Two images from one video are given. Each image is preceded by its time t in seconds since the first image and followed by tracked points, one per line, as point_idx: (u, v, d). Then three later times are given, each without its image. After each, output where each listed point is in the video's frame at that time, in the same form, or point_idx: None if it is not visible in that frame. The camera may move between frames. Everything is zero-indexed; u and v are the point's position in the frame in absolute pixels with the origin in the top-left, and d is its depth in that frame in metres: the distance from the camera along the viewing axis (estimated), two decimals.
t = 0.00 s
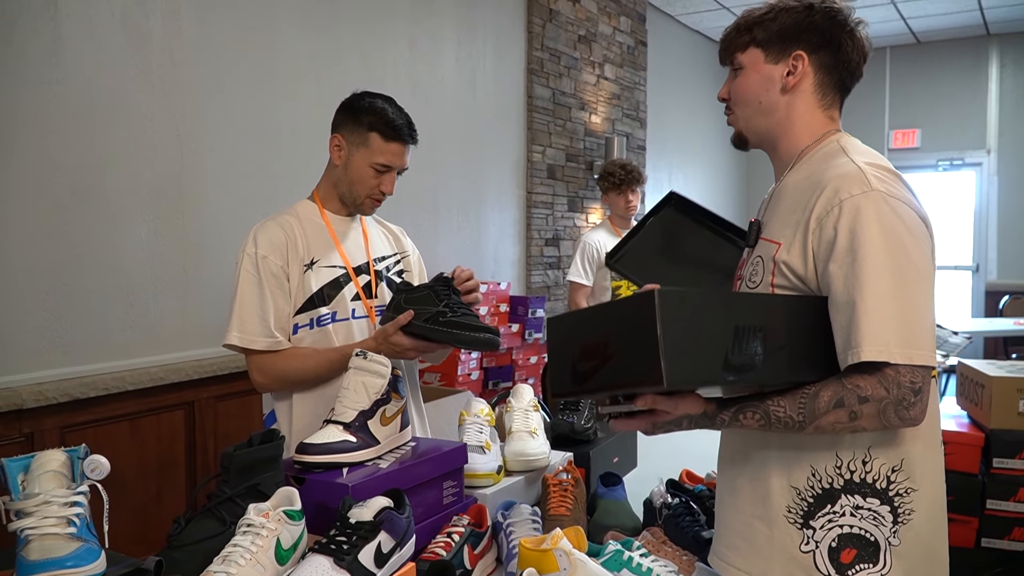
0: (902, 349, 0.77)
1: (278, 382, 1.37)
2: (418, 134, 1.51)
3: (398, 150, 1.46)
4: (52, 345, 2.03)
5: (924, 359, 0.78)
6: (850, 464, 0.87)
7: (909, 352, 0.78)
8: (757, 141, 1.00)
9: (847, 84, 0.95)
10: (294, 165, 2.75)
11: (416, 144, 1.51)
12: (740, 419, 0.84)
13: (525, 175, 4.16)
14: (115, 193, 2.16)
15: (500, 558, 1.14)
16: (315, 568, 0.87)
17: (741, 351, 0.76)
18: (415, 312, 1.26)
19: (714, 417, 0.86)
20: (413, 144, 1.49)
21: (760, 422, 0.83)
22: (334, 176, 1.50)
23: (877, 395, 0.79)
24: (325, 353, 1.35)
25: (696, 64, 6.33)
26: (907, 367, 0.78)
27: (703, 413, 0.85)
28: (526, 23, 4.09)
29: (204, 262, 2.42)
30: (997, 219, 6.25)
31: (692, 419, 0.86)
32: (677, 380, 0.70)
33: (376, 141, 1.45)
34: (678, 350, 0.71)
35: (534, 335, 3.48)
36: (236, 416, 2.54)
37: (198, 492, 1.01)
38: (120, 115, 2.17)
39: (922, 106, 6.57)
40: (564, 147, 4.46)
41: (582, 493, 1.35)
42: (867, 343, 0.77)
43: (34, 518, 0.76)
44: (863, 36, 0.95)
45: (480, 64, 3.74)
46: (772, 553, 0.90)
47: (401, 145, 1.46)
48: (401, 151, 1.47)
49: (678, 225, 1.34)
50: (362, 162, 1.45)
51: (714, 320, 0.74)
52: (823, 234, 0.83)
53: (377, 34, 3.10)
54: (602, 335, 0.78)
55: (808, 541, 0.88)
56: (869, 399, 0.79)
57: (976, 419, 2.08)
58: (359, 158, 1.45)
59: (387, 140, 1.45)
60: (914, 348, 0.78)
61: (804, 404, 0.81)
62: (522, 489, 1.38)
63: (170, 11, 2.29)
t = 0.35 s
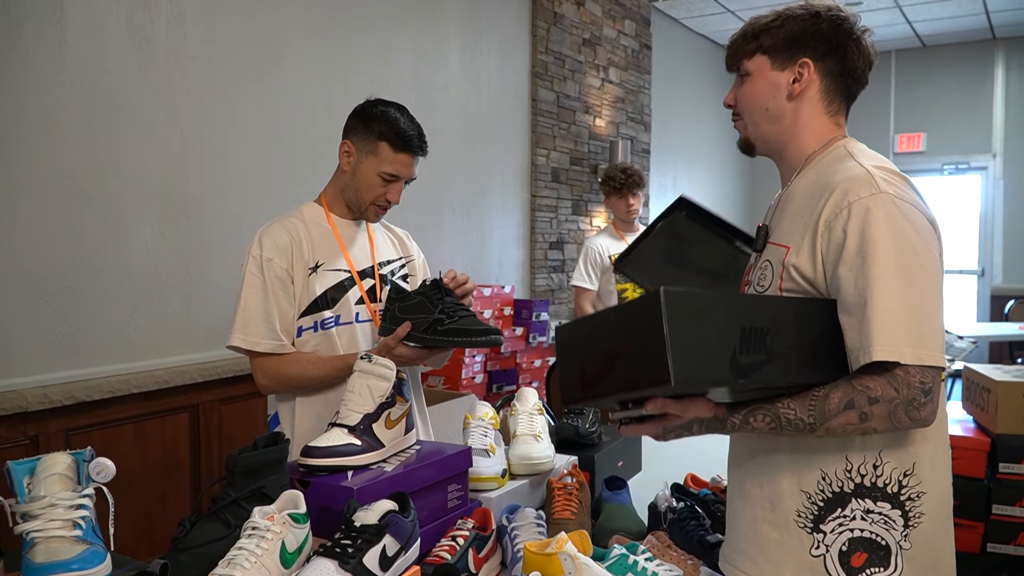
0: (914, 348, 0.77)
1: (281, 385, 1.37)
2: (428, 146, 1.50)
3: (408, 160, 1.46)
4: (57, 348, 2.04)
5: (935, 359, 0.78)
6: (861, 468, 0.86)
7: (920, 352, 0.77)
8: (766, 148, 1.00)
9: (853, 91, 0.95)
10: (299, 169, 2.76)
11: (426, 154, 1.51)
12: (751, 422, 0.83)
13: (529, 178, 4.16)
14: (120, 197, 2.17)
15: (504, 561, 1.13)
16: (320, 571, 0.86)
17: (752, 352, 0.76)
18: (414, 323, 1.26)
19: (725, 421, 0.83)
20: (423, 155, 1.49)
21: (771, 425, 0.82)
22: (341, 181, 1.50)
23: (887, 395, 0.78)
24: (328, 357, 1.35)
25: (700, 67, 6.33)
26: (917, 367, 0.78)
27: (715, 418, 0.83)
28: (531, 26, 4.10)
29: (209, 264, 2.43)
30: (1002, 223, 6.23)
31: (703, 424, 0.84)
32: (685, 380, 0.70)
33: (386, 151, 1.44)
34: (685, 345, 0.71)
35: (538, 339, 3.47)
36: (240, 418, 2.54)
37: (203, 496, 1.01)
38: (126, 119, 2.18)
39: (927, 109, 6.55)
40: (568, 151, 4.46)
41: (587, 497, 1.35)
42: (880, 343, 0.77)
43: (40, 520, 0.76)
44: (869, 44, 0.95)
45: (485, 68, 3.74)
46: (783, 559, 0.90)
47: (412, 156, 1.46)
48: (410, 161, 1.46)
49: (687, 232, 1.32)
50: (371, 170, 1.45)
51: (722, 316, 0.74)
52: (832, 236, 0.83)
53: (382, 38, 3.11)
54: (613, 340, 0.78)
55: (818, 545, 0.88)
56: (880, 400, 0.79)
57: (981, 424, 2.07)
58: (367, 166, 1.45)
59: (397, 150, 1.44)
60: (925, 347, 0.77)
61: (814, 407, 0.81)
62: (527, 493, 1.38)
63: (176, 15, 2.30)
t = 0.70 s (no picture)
0: (931, 348, 0.76)
1: (285, 382, 1.37)
2: (431, 146, 1.50)
3: (410, 161, 1.46)
4: (63, 343, 2.05)
5: (952, 359, 0.77)
6: (876, 468, 0.86)
7: (936, 352, 0.77)
8: (779, 148, 0.99)
9: (865, 85, 0.94)
10: (305, 166, 2.76)
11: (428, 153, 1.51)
12: (766, 427, 0.85)
13: (535, 176, 4.15)
14: (126, 193, 2.18)
15: (509, 558, 1.14)
16: (323, 566, 0.87)
17: (765, 362, 0.76)
18: (420, 321, 1.25)
19: (739, 428, 0.86)
20: (425, 155, 1.49)
21: (787, 430, 0.83)
22: (342, 178, 1.50)
23: (902, 396, 0.78)
24: (333, 355, 1.35)
25: (707, 65, 6.31)
26: (933, 368, 0.77)
27: (731, 424, 0.86)
28: (537, 24, 4.09)
29: (215, 261, 2.44)
30: (1010, 224, 6.19)
31: (720, 431, 0.86)
32: (700, 398, 0.70)
33: (388, 150, 1.44)
34: (698, 364, 0.71)
35: (542, 337, 3.47)
36: (245, 415, 2.54)
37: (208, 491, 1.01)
38: (132, 115, 2.18)
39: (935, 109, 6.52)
40: (574, 149, 4.46)
41: (591, 495, 1.34)
42: (898, 342, 0.76)
43: (44, 513, 0.77)
44: (879, 39, 0.94)
45: (491, 65, 3.74)
46: (797, 557, 0.90)
47: (413, 157, 1.46)
48: (412, 162, 1.46)
49: (674, 247, 1.35)
50: (372, 169, 1.45)
51: (735, 329, 0.73)
52: (848, 235, 0.83)
53: (388, 36, 3.11)
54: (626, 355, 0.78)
55: (832, 544, 0.87)
56: (895, 402, 0.78)
57: (988, 426, 2.06)
58: (369, 165, 1.45)
59: (399, 151, 1.44)
60: (942, 346, 0.77)
61: (829, 412, 0.81)
62: (531, 490, 1.38)
63: (183, 12, 2.31)
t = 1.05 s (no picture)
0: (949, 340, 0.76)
1: (290, 373, 1.38)
2: (435, 140, 1.50)
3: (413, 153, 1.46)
4: (72, 334, 2.06)
5: (968, 353, 0.76)
6: (892, 464, 0.85)
7: (953, 346, 0.76)
8: (792, 136, 0.98)
9: (881, 73, 0.92)
10: (312, 157, 2.76)
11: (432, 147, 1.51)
12: (783, 414, 0.81)
13: (542, 167, 4.14)
14: (134, 184, 2.18)
15: (515, 548, 1.14)
16: (330, 554, 0.87)
17: (804, 352, 0.75)
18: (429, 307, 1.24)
19: (756, 413, 0.82)
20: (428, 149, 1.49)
21: (805, 417, 0.80)
22: (345, 168, 1.49)
23: (925, 387, 0.77)
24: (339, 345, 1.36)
25: (716, 55, 6.26)
26: (951, 360, 0.77)
27: (748, 409, 0.81)
28: (545, 14, 4.06)
29: (223, 253, 2.44)
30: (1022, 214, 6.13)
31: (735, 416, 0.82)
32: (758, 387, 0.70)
33: (392, 142, 1.43)
34: (756, 348, 0.70)
35: (550, 328, 3.47)
36: (254, 405, 2.56)
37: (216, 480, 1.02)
38: (140, 106, 2.19)
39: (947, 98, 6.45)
40: (581, 140, 4.44)
41: (598, 485, 1.34)
42: (918, 334, 0.75)
43: (54, 501, 0.77)
44: (895, 26, 0.92)
45: (498, 56, 3.72)
46: (812, 556, 0.89)
47: (417, 150, 1.46)
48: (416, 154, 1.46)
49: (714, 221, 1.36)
50: (375, 160, 1.45)
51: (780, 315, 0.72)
52: (868, 224, 0.82)
53: (395, 27, 3.10)
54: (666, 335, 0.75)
55: (848, 542, 0.87)
56: (918, 392, 0.77)
57: (999, 417, 2.04)
58: (372, 156, 1.45)
59: (403, 143, 1.44)
60: (961, 339, 0.76)
61: (851, 400, 0.78)
62: (538, 480, 1.38)
63: (190, 3, 2.30)
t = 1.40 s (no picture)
0: (982, 339, 0.74)
1: (299, 364, 1.38)
2: (446, 132, 1.50)
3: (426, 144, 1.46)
4: (85, 321, 2.07)
5: (1002, 351, 0.75)
6: (917, 468, 0.84)
7: (987, 344, 0.75)
8: (812, 129, 0.97)
9: (906, 66, 0.91)
10: (325, 148, 2.76)
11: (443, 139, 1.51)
12: (808, 419, 0.79)
13: (554, 161, 4.12)
14: (148, 173, 2.19)
15: (523, 541, 1.13)
16: (338, 543, 0.87)
17: (834, 360, 0.74)
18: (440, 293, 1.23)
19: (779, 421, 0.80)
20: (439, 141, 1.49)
21: (830, 423, 0.78)
22: (355, 158, 1.48)
23: (956, 389, 0.76)
24: (348, 335, 1.36)
25: (730, 50, 6.20)
26: (984, 360, 0.75)
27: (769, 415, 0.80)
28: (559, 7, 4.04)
29: (235, 242, 2.45)
30: None
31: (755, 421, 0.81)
32: (782, 408, 0.68)
33: (406, 132, 1.43)
34: (779, 367, 0.68)
35: (560, 322, 3.47)
36: (265, 394, 2.57)
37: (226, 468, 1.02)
38: (154, 95, 2.19)
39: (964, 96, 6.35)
40: (594, 134, 4.41)
41: (607, 479, 1.33)
42: (950, 334, 0.74)
43: (65, 486, 0.78)
44: (923, 18, 0.90)
45: (511, 48, 3.70)
46: (832, 563, 0.88)
47: (429, 142, 1.46)
48: (428, 145, 1.46)
49: (726, 252, 1.30)
50: (387, 150, 1.44)
51: (805, 325, 0.70)
52: (895, 215, 0.80)
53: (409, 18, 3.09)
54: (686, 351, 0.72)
55: (869, 548, 0.86)
56: (949, 395, 0.76)
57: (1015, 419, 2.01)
58: (384, 146, 1.44)
59: (416, 135, 1.44)
60: (993, 338, 0.75)
61: (878, 404, 0.78)
62: (547, 474, 1.37)
63: None
